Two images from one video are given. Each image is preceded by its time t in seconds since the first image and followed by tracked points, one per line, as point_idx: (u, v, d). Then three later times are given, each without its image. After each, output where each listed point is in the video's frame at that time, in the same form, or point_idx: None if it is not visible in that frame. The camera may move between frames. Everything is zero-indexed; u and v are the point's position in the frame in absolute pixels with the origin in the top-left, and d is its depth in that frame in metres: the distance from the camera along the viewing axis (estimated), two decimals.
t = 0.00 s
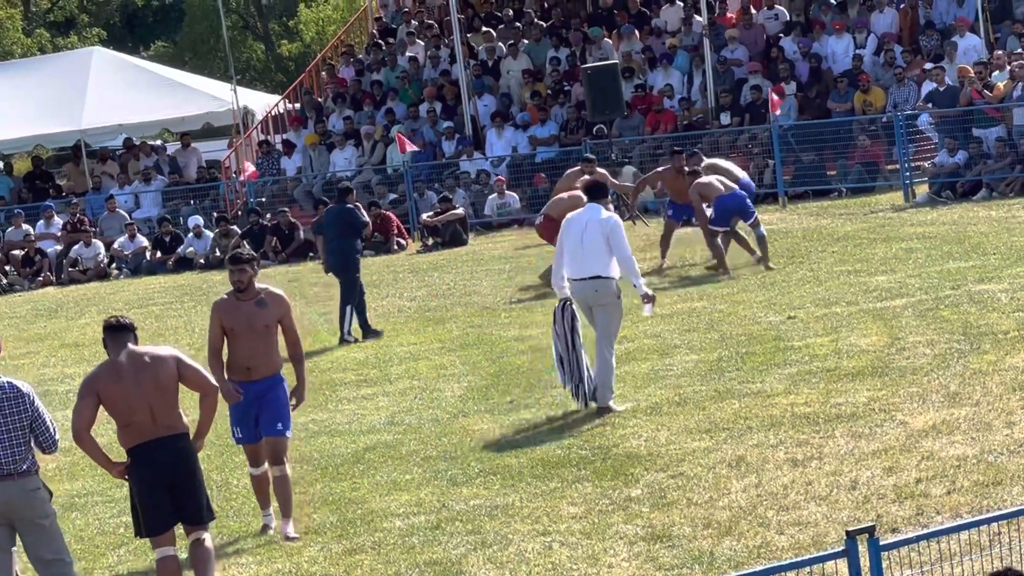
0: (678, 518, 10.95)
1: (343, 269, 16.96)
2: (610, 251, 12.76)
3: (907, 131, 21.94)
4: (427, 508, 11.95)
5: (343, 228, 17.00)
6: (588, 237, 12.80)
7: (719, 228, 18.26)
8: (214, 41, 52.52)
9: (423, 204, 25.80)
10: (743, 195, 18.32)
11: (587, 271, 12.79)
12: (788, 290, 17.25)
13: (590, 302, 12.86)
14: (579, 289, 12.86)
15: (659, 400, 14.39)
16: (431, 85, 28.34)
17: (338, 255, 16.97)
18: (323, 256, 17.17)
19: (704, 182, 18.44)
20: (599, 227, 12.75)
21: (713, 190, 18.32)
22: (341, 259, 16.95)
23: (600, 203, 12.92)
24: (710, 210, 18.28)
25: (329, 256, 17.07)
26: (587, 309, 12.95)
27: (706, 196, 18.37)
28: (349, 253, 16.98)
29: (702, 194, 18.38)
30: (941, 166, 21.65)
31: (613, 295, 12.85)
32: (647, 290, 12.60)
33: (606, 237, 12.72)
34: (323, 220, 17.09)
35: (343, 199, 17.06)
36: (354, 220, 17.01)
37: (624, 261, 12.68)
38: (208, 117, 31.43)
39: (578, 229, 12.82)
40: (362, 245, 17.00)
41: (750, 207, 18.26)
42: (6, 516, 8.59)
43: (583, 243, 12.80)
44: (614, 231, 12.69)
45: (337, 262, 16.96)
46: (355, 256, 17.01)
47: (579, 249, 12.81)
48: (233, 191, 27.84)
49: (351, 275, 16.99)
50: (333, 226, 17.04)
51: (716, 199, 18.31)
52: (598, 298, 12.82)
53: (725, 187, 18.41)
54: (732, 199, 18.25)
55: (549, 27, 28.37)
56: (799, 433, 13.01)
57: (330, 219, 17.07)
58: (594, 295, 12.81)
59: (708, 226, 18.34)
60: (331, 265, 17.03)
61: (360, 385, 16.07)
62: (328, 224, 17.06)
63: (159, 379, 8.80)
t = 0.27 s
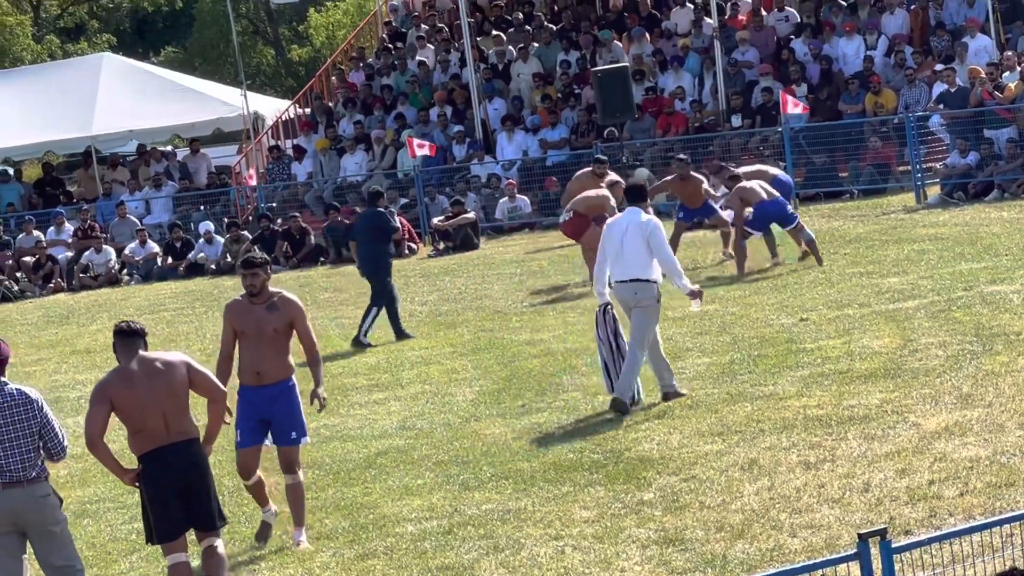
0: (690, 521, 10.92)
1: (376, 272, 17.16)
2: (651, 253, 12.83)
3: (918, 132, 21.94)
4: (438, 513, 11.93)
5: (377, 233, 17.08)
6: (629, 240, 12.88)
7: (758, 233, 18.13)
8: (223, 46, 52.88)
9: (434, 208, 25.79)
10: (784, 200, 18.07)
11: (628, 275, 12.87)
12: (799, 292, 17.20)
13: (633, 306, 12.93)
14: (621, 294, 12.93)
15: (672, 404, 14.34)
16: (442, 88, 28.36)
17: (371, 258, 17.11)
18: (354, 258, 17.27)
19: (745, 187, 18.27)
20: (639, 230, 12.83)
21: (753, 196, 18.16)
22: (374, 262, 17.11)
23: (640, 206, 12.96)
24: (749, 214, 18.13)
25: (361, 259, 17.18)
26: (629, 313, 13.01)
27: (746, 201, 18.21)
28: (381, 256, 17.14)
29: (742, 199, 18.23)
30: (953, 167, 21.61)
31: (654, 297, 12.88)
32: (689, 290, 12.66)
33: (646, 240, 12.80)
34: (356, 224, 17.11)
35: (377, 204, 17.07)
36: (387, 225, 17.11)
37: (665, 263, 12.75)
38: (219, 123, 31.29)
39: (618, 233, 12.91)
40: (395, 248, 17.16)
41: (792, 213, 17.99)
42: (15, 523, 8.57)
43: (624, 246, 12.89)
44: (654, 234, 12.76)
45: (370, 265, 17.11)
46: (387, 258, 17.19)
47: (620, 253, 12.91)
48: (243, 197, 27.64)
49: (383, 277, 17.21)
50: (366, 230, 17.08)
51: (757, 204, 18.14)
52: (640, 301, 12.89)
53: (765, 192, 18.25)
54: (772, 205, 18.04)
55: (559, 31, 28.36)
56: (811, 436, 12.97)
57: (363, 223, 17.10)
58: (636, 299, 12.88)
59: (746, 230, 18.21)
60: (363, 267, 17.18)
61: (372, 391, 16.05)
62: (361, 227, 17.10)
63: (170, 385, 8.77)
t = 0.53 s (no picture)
0: (679, 541, 10.91)
1: (384, 291, 17.09)
2: (665, 263, 12.83)
3: (906, 151, 22.13)
4: (428, 535, 11.91)
5: (381, 250, 17.05)
6: (643, 248, 12.91)
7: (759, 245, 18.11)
8: (209, 71, 52.34)
9: (419, 232, 25.38)
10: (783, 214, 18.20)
11: (643, 285, 12.89)
12: (787, 312, 17.21)
13: (649, 314, 12.95)
14: (637, 302, 12.96)
15: (660, 422, 14.33)
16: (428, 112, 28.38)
17: (378, 277, 17.06)
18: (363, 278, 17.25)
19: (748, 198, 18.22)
20: (653, 240, 12.85)
21: (756, 206, 18.12)
22: (381, 280, 17.05)
23: (655, 216, 12.99)
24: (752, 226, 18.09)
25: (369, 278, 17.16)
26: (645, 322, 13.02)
27: (749, 212, 18.15)
28: (389, 274, 17.08)
29: (745, 209, 18.17)
30: (941, 185, 21.70)
31: (668, 306, 12.89)
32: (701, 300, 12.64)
33: (659, 250, 12.82)
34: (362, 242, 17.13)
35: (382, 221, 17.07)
36: (392, 242, 17.08)
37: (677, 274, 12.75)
38: (205, 148, 31.34)
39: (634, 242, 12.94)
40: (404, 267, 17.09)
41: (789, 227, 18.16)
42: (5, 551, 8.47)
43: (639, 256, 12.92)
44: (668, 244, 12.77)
45: (377, 283, 17.06)
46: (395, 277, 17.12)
47: (635, 262, 12.94)
48: (230, 222, 27.58)
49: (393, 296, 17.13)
50: (372, 248, 17.07)
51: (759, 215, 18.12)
52: (656, 310, 12.91)
53: (767, 205, 18.24)
54: (773, 217, 18.10)
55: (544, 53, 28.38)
56: (801, 455, 12.95)
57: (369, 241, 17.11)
58: (653, 308, 12.90)
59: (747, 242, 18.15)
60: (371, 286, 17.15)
61: (361, 414, 16.02)
62: (367, 245, 17.11)
63: (159, 411, 8.86)
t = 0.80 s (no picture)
0: None
1: (347, 323, 15.40)
2: (674, 291, 11.26)
3: (902, 168, 20.45)
4: None
5: (345, 277, 15.45)
6: (651, 274, 11.36)
7: (723, 279, 16.27)
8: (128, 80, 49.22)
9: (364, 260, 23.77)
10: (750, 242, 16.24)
11: (649, 315, 11.32)
12: (772, 348, 15.57)
13: (655, 350, 11.38)
14: (643, 335, 11.38)
15: (630, 470, 12.63)
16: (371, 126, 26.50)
17: (341, 307, 15.44)
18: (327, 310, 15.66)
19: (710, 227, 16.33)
20: (661, 265, 11.30)
21: (716, 237, 16.23)
22: (344, 310, 15.40)
23: (665, 239, 11.46)
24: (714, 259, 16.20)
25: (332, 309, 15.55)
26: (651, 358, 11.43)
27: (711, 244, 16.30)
28: (353, 304, 15.43)
29: (707, 240, 16.31)
30: (940, 207, 20.08)
31: (676, 340, 11.32)
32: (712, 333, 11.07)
33: (668, 275, 11.26)
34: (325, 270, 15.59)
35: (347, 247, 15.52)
36: (356, 268, 15.45)
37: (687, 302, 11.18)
38: (125, 167, 28.87)
39: (640, 268, 11.40)
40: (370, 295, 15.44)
41: (758, 256, 16.19)
42: None
43: (645, 283, 11.36)
44: (677, 269, 11.22)
45: (340, 313, 15.42)
46: (362, 306, 15.45)
47: (641, 289, 11.39)
48: (153, 248, 25.63)
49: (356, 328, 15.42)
50: (335, 275, 15.52)
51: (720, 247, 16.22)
52: (664, 344, 11.32)
53: (732, 234, 16.31)
54: (737, 247, 16.17)
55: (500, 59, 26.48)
56: (787, 506, 11.28)
57: (332, 269, 15.56)
58: (660, 341, 11.31)
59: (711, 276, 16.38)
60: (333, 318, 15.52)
61: (298, 463, 14.29)
62: (331, 273, 15.56)
63: (77, 457, 7.57)
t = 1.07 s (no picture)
0: None
1: (346, 336, 15.21)
2: (692, 297, 11.27)
3: (879, 186, 20.26)
4: None
5: (343, 291, 15.24)
6: (669, 281, 11.33)
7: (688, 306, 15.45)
8: (95, 99, 48.08)
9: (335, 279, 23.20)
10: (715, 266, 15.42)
11: (667, 321, 11.33)
12: (748, 369, 15.38)
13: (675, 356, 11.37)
14: (660, 341, 11.40)
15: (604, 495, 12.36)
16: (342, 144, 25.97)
17: (339, 320, 15.26)
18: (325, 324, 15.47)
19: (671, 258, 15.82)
20: (680, 270, 11.29)
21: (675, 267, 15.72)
22: (342, 323, 15.22)
23: (683, 245, 11.42)
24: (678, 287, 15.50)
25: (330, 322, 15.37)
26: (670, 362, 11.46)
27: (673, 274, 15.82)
28: (351, 317, 15.24)
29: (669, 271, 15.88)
30: (918, 225, 20.00)
31: (697, 345, 11.32)
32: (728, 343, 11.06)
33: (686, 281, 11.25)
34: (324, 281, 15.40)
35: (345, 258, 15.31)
36: (353, 280, 15.22)
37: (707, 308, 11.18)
38: (91, 185, 28.03)
39: (657, 275, 11.38)
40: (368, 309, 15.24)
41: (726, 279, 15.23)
42: None
43: (662, 290, 11.35)
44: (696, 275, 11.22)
45: (338, 326, 15.23)
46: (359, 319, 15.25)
47: (659, 296, 11.36)
48: (120, 267, 24.99)
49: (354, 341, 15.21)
50: (332, 287, 15.31)
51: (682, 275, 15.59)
52: (682, 350, 11.34)
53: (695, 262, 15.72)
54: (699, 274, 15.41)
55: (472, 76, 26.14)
56: (762, 529, 11.06)
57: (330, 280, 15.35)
58: (678, 346, 11.33)
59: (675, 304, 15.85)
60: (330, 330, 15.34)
61: (267, 485, 13.96)
62: (328, 286, 15.34)
63: (53, 478, 7.52)
